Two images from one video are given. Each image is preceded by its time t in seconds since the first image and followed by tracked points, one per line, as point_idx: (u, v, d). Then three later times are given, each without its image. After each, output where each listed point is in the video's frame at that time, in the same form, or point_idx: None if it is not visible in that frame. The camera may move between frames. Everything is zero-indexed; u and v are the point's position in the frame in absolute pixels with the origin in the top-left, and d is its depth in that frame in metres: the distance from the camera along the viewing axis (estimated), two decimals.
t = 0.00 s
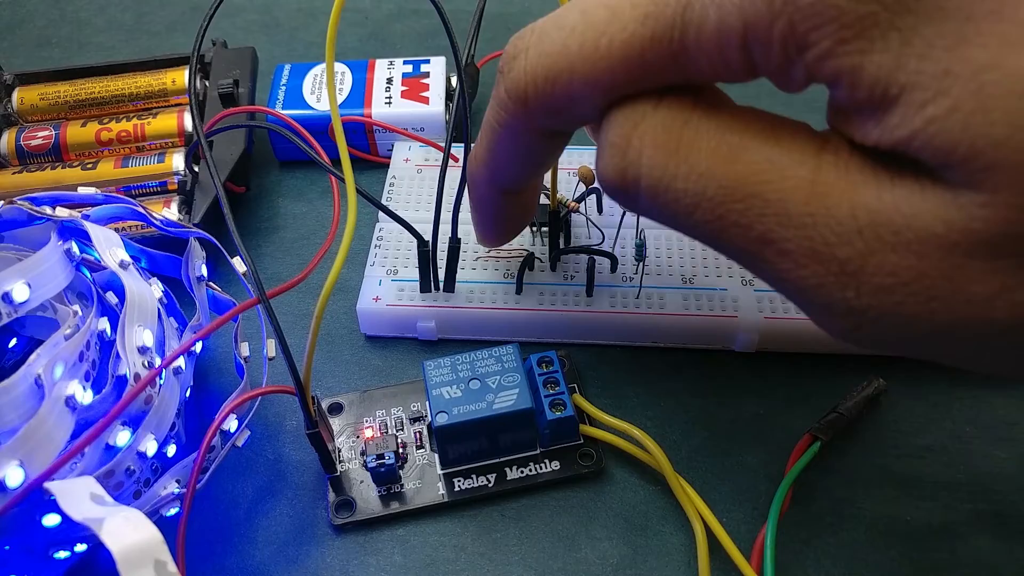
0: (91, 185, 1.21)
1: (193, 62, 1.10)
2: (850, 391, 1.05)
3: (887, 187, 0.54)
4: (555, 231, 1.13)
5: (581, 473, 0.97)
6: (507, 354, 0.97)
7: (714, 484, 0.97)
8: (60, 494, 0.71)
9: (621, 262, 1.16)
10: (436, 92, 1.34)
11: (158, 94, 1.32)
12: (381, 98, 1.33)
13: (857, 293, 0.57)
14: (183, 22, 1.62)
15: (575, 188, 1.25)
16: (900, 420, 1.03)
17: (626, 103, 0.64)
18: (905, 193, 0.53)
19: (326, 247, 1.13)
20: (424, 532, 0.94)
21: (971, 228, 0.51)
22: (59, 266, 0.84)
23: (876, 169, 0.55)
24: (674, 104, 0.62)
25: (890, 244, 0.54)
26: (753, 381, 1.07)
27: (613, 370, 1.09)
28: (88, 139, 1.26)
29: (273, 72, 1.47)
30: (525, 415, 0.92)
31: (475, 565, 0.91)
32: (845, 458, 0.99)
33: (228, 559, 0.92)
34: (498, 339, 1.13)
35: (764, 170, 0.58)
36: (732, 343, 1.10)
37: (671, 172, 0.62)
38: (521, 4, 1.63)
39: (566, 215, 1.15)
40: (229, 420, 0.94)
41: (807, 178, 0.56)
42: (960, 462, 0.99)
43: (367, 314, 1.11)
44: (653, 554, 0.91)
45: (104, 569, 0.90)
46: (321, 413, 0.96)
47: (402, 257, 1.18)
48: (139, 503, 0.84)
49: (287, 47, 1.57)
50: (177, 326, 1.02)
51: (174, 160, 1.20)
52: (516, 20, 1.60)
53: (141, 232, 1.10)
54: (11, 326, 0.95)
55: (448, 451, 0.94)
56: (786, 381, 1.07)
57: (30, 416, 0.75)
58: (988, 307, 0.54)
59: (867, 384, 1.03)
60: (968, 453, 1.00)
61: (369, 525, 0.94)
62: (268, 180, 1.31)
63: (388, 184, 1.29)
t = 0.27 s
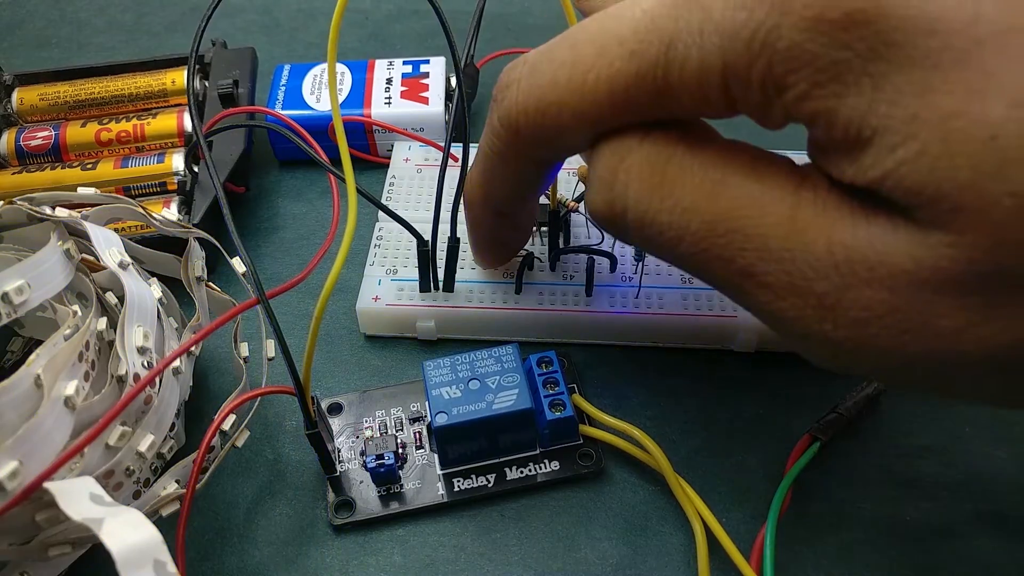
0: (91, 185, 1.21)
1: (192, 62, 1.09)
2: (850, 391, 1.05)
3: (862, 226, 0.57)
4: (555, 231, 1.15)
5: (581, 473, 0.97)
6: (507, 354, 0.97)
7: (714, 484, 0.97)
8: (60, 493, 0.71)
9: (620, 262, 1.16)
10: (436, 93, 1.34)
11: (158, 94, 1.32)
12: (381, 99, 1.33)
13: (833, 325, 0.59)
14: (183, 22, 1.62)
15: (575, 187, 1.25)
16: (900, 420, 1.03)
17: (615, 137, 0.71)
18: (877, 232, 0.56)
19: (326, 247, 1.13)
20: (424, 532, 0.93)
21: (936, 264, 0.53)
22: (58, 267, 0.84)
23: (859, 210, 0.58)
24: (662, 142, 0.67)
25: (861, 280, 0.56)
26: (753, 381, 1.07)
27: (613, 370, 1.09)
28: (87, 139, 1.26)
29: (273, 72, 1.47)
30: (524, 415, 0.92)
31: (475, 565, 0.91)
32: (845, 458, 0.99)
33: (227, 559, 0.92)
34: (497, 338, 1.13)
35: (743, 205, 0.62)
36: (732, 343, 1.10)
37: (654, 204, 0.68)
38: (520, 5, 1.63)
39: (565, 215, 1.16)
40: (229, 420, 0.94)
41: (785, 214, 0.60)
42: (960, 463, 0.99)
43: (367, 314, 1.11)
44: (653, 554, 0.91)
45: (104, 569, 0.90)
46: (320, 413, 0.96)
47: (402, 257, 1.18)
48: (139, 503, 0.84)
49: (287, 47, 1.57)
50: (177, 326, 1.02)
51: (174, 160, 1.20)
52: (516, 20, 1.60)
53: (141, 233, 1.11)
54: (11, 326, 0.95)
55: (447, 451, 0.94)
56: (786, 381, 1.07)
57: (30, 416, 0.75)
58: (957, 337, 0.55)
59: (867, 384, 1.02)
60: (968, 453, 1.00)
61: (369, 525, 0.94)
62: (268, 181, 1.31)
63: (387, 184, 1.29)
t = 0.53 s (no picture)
0: (91, 186, 1.21)
1: (194, 62, 1.09)
2: (850, 392, 1.05)
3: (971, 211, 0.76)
4: (555, 232, 1.14)
5: (581, 474, 0.97)
6: (507, 354, 0.97)
7: (714, 485, 0.97)
8: (59, 494, 0.71)
9: (620, 262, 1.16)
10: (435, 93, 1.34)
11: (158, 95, 1.32)
12: (381, 99, 1.33)
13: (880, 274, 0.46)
14: (182, 23, 1.62)
15: (575, 188, 1.25)
16: (899, 420, 1.03)
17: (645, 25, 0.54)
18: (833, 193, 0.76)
19: (325, 247, 1.13)
20: (424, 532, 0.94)
21: None
22: (58, 267, 0.84)
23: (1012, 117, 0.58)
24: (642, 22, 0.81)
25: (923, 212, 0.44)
26: (752, 381, 1.07)
27: (612, 371, 1.09)
28: (87, 140, 1.26)
29: (273, 73, 1.47)
30: (524, 415, 0.92)
31: (474, 566, 0.91)
32: (844, 459, 0.99)
33: (227, 560, 0.92)
34: (497, 339, 1.13)
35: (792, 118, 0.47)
36: (731, 343, 1.10)
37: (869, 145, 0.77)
38: (520, 5, 1.63)
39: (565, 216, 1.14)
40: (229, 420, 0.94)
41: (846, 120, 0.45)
42: (958, 463, 0.99)
43: (367, 314, 1.11)
44: (653, 554, 0.92)
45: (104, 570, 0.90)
46: (320, 414, 0.96)
47: (402, 257, 1.18)
48: (138, 503, 0.84)
49: (287, 48, 1.57)
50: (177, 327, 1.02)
51: (174, 160, 1.20)
52: (516, 21, 1.60)
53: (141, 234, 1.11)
54: (10, 327, 0.95)
55: (447, 452, 0.94)
56: (785, 382, 1.07)
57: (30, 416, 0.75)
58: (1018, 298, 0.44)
59: (866, 384, 1.02)
60: (967, 453, 1.00)
61: (368, 526, 0.94)
62: (268, 181, 1.31)
63: (387, 184, 1.29)
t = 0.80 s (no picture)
0: (91, 187, 1.21)
1: (195, 62, 1.09)
2: (849, 393, 1.05)
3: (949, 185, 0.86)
4: (555, 233, 1.13)
5: (581, 474, 0.97)
6: (507, 354, 0.97)
7: (713, 486, 0.97)
8: (59, 494, 0.71)
9: (620, 263, 1.16)
10: (435, 94, 1.34)
11: (158, 96, 1.32)
12: (381, 100, 1.33)
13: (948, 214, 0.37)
14: (182, 23, 1.62)
15: (575, 189, 1.25)
16: (898, 420, 1.03)
17: None
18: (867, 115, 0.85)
19: (325, 248, 1.13)
20: (424, 533, 0.94)
21: None
22: (58, 268, 0.84)
23: None
24: None
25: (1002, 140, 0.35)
26: (752, 382, 1.07)
27: (612, 372, 1.09)
28: (87, 140, 1.26)
29: (273, 73, 1.47)
30: (524, 416, 0.92)
31: (474, 566, 0.91)
32: (844, 459, 0.99)
33: (227, 560, 0.92)
34: (497, 340, 1.13)
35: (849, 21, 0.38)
36: (731, 344, 1.10)
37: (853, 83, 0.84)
38: (520, 6, 1.63)
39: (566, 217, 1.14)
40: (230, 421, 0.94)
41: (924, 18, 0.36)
42: (958, 463, 0.99)
43: (367, 315, 1.11)
44: (653, 555, 0.92)
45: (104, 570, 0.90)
46: (320, 414, 0.96)
47: (402, 258, 1.18)
48: (138, 504, 0.84)
49: (287, 48, 1.57)
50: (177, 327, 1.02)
51: (174, 161, 1.20)
52: (516, 22, 1.60)
53: (141, 234, 1.11)
54: (10, 327, 0.95)
55: (447, 453, 0.94)
56: (785, 382, 1.07)
57: (30, 416, 0.75)
58: None
59: (866, 385, 1.02)
60: (967, 454, 1.00)
61: (368, 526, 0.94)
62: (268, 182, 1.31)
63: (387, 185, 1.29)
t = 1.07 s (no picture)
0: (91, 187, 1.21)
1: (197, 62, 1.09)
2: (849, 393, 1.05)
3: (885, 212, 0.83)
4: (556, 233, 1.13)
5: (581, 474, 0.97)
6: (507, 354, 0.97)
7: (713, 486, 0.97)
8: (60, 494, 0.71)
9: (620, 263, 1.16)
10: (435, 94, 1.35)
11: (158, 96, 1.32)
12: (381, 100, 1.34)
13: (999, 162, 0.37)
14: (182, 24, 1.62)
15: (575, 189, 1.26)
16: (898, 421, 1.03)
17: None
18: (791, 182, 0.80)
19: (326, 248, 1.13)
20: (424, 532, 0.94)
21: None
22: (59, 267, 0.84)
23: None
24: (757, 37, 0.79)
25: None
26: (752, 382, 1.08)
27: (612, 372, 1.09)
28: (87, 140, 1.26)
29: (273, 73, 1.47)
30: (525, 416, 0.92)
31: (474, 566, 0.91)
32: (844, 459, 0.99)
33: (227, 560, 0.92)
34: (497, 340, 1.13)
35: None
36: (731, 344, 1.10)
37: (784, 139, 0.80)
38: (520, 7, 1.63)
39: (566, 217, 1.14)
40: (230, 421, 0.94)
41: None
42: (957, 463, 0.99)
43: (367, 315, 1.11)
44: (653, 555, 0.92)
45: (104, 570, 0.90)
46: (321, 414, 0.96)
47: (402, 258, 1.18)
48: (139, 504, 0.84)
49: (287, 49, 1.57)
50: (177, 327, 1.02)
51: (175, 161, 1.20)
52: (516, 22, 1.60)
53: (141, 234, 1.11)
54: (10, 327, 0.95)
55: (447, 453, 0.94)
56: (784, 382, 1.07)
57: (30, 416, 0.75)
58: None
59: (865, 386, 1.02)
60: (967, 454, 1.00)
61: (369, 526, 0.94)
62: (268, 182, 1.32)
63: (387, 185, 1.29)
